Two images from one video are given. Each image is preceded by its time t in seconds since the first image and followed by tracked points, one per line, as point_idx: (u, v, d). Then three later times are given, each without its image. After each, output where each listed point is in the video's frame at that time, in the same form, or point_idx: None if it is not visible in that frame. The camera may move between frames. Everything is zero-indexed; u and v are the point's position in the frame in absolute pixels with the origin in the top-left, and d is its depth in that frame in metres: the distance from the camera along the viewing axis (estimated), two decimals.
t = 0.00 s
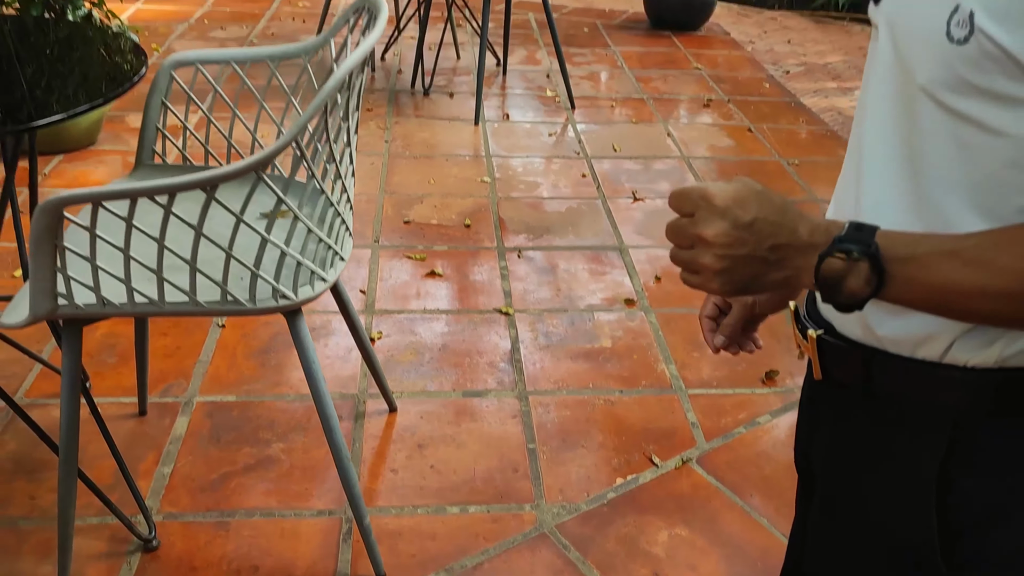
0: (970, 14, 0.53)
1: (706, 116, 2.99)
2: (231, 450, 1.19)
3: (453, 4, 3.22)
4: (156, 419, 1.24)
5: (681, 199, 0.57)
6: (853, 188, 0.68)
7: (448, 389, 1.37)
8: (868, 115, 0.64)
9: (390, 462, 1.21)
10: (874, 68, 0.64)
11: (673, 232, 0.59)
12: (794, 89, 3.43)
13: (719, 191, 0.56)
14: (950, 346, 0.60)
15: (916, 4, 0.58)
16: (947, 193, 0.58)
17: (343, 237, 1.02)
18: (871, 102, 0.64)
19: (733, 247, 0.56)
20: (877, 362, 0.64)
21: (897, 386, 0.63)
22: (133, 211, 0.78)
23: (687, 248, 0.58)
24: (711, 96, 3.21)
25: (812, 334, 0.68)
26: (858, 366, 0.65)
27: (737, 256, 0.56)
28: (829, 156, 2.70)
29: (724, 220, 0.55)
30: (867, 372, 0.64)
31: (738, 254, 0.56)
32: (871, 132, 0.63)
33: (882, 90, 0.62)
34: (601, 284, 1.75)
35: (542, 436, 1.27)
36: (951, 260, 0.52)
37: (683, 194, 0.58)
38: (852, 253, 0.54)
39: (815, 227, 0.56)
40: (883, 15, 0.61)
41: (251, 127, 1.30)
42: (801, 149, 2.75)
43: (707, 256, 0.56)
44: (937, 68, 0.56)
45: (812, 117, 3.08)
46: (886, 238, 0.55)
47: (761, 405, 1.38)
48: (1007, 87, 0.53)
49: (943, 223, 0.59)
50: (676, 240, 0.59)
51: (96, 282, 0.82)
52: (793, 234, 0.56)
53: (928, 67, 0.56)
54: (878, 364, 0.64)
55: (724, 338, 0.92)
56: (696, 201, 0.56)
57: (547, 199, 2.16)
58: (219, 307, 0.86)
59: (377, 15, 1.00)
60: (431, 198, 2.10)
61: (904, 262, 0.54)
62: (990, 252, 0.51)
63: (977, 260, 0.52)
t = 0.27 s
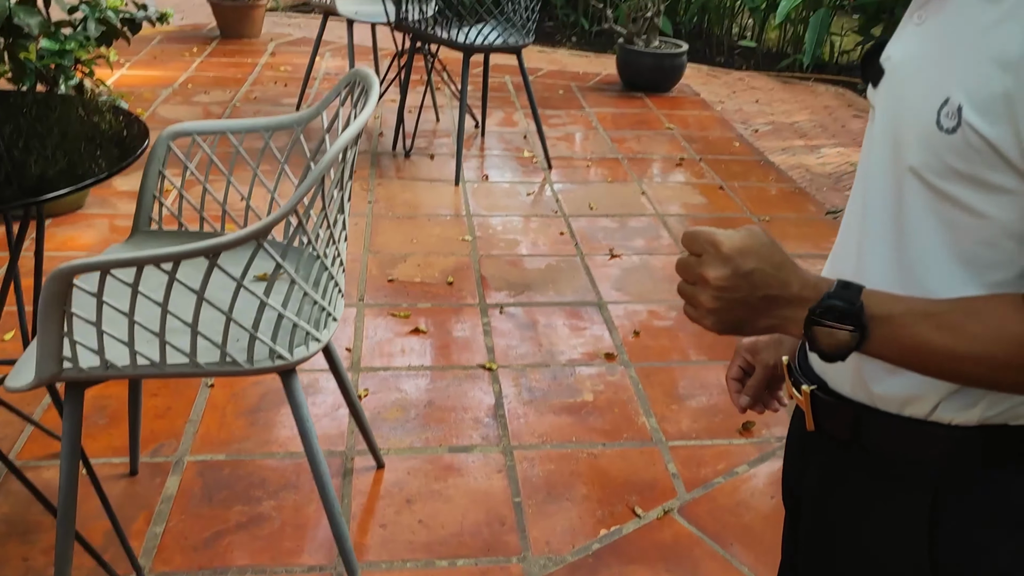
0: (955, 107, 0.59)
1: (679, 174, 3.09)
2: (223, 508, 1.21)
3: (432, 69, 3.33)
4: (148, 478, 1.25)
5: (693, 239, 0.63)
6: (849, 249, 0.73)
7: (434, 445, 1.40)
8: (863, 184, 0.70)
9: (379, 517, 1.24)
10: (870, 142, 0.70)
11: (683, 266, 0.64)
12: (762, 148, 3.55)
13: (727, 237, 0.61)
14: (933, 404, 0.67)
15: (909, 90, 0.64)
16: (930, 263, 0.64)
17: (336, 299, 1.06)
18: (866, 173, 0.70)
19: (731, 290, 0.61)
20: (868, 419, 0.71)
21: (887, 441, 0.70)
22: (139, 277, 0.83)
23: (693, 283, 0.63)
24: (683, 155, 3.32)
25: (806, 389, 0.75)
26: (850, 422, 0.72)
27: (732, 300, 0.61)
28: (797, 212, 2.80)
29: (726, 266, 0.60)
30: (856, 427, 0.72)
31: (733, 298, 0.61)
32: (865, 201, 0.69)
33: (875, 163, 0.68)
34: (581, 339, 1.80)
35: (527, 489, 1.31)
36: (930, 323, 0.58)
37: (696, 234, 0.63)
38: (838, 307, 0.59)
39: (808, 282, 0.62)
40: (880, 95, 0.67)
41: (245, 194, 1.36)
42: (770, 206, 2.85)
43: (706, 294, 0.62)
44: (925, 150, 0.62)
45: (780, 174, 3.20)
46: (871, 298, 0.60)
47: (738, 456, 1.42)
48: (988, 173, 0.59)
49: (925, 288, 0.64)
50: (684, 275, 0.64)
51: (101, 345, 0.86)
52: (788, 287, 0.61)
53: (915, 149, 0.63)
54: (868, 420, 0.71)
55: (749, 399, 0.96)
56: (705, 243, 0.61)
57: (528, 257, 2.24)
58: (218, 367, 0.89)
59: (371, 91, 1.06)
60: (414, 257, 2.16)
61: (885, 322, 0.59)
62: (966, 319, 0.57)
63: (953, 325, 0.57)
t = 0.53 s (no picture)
0: (976, 192, 0.66)
1: (645, 226, 3.18)
2: (203, 566, 1.21)
3: (404, 127, 3.41)
4: (127, 537, 1.26)
5: (752, 330, 0.70)
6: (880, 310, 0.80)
7: (412, 498, 1.42)
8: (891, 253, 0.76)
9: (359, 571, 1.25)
10: (896, 214, 0.76)
11: (742, 351, 0.72)
12: (726, 200, 3.66)
13: (783, 331, 0.68)
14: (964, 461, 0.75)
15: (929, 173, 0.70)
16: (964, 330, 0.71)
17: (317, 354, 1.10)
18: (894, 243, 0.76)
19: (789, 377, 0.69)
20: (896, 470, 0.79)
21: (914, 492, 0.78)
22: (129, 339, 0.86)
23: (752, 369, 0.71)
24: (649, 208, 3.42)
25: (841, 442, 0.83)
26: (878, 473, 0.81)
27: (790, 387, 0.69)
28: (761, 262, 2.89)
29: (782, 356, 0.68)
30: (887, 478, 0.80)
31: (790, 385, 0.69)
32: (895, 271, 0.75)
33: (904, 236, 0.74)
34: (555, 391, 1.84)
35: (505, 540, 1.33)
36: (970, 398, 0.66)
37: (753, 325, 0.71)
38: (890, 392, 0.67)
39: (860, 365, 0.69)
40: (903, 173, 0.73)
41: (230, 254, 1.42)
42: (735, 256, 2.94)
43: (765, 380, 0.70)
44: (950, 229, 0.68)
45: (744, 225, 3.30)
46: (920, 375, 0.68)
47: (710, 502, 1.47)
48: (1011, 252, 0.65)
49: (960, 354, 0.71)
50: (743, 361, 0.72)
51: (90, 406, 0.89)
52: (840, 373, 0.69)
53: (941, 227, 0.69)
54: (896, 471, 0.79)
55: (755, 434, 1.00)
56: (761, 336, 0.70)
57: (500, 309, 2.31)
58: (205, 425, 0.92)
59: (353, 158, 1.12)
60: (388, 311, 2.21)
61: (932, 401, 0.67)
62: (1008, 398, 0.64)
63: (993, 402, 0.65)
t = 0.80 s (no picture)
0: None
1: (613, 276, 3.24)
2: None
3: (374, 181, 3.45)
4: None
5: (825, 428, 0.73)
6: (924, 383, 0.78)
7: (388, 551, 1.43)
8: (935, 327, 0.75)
9: None
10: (937, 288, 0.75)
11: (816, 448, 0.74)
12: (691, 249, 3.75)
13: (857, 428, 0.71)
14: None
15: (979, 254, 0.68)
16: None
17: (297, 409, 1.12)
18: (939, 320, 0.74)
19: (867, 472, 0.71)
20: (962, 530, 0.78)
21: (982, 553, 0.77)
22: (114, 399, 0.88)
23: (830, 465, 0.73)
24: (616, 258, 3.48)
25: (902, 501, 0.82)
26: (944, 531, 0.79)
27: (870, 482, 0.71)
28: (726, 310, 2.96)
29: (858, 450, 0.71)
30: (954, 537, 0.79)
31: (870, 479, 0.71)
32: (943, 347, 0.74)
33: (951, 314, 0.72)
34: (528, 441, 1.86)
35: None
36: None
37: (827, 424, 0.73)
38: (968, 479, 0.68)
39: (934, 450, 0.70)
40: (947, 254, 0.72)
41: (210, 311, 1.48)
42: (701, 305, 3.00)
43: (843, 476, 0.72)
44: (1008, 310, 0.67)
45: (708, 273, 3.38)
46: (998, 458, 0.68)
47: (683, 549, 1.51)
48: None
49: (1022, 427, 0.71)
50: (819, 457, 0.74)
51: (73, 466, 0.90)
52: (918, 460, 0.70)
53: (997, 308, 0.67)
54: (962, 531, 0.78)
55: (778, 473, 1.01)
56: (834, 432, 0.72)
57: (472, 361, 2.35)
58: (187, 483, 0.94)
59: (331, 218, 1.18)
60: (361, 363, 2.24)
61: (1012, 480, 0.68)
62: None
63: None
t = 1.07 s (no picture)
0: None
1: (582, 322, 3.28)
2: None
3: (344, 231, 3.46)
4: None
5: (867, 491, 0.72)
6: (940, 436, 0.78)
7: None
8: (953, 381, 0.75)
9: None
10: (954, 342, 0.74)
11: (858, 511, 0.72)
12: (657, 294, 3.81)
13: (902, 490, 0.70)
14: None
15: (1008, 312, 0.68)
16: None
17: (273, 462, 1.13)
18: (959, 375, 0.74)
19: (916, 533, 0.70)
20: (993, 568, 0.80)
21: None
22: (91, 455, 0.89)
23: (874, 529, 0.72)
24: (585, 305, 3.53)
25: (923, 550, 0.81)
26: None
27: (916, 543, 0.70)
28: (693, 355, 3.00)
29: (907, 514, 0.70)
30: None
31: (919, 541, 0.70)
32: (966, 401, 0.74)
33: (974, 369, 0.72)
34: (500, 489, 1.90)
35: None
36: None
37: (869, 486, 0.72)
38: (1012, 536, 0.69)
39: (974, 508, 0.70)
40: (966, 310, 0.71)
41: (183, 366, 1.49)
42: (669, 350, 3.05)
43: (891, 540, 0.71)
44: None
45: (675, 318, 3.44)
46: None
47: None
48: None
49: None
50: (863, 521, 0.72)
51: (48, 524, 0.90)
52: (962, 520, 0.70)
53: None
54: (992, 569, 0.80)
55: (768, 500, 1.04)
56: (882, 496, 0.71)
57: (442, 410, 2.37)
58: (163, 539, 0.94)
59: (307, 270, 1.20)
60: (333, 415, 2.27)
61: None
62: None
63: None
